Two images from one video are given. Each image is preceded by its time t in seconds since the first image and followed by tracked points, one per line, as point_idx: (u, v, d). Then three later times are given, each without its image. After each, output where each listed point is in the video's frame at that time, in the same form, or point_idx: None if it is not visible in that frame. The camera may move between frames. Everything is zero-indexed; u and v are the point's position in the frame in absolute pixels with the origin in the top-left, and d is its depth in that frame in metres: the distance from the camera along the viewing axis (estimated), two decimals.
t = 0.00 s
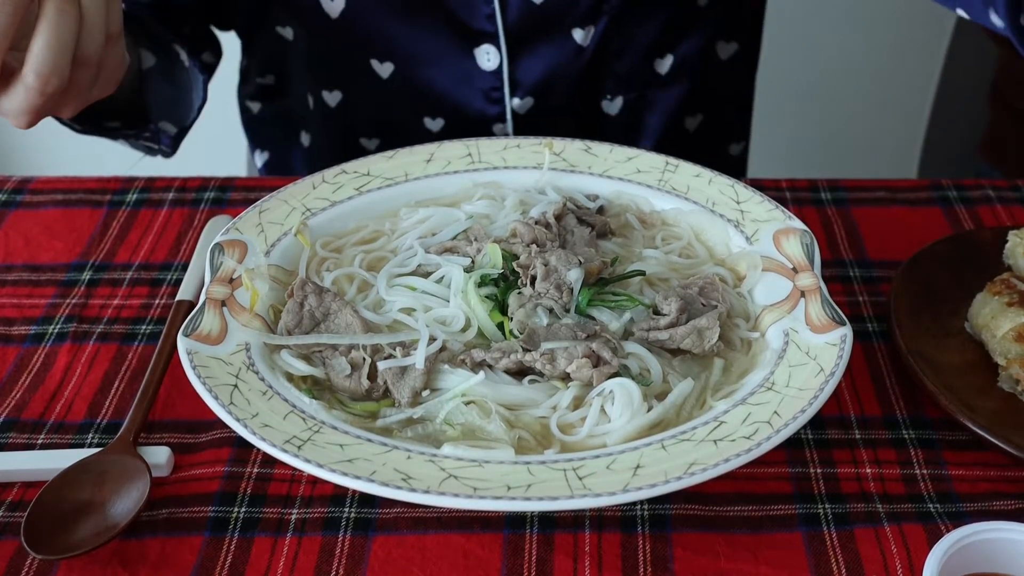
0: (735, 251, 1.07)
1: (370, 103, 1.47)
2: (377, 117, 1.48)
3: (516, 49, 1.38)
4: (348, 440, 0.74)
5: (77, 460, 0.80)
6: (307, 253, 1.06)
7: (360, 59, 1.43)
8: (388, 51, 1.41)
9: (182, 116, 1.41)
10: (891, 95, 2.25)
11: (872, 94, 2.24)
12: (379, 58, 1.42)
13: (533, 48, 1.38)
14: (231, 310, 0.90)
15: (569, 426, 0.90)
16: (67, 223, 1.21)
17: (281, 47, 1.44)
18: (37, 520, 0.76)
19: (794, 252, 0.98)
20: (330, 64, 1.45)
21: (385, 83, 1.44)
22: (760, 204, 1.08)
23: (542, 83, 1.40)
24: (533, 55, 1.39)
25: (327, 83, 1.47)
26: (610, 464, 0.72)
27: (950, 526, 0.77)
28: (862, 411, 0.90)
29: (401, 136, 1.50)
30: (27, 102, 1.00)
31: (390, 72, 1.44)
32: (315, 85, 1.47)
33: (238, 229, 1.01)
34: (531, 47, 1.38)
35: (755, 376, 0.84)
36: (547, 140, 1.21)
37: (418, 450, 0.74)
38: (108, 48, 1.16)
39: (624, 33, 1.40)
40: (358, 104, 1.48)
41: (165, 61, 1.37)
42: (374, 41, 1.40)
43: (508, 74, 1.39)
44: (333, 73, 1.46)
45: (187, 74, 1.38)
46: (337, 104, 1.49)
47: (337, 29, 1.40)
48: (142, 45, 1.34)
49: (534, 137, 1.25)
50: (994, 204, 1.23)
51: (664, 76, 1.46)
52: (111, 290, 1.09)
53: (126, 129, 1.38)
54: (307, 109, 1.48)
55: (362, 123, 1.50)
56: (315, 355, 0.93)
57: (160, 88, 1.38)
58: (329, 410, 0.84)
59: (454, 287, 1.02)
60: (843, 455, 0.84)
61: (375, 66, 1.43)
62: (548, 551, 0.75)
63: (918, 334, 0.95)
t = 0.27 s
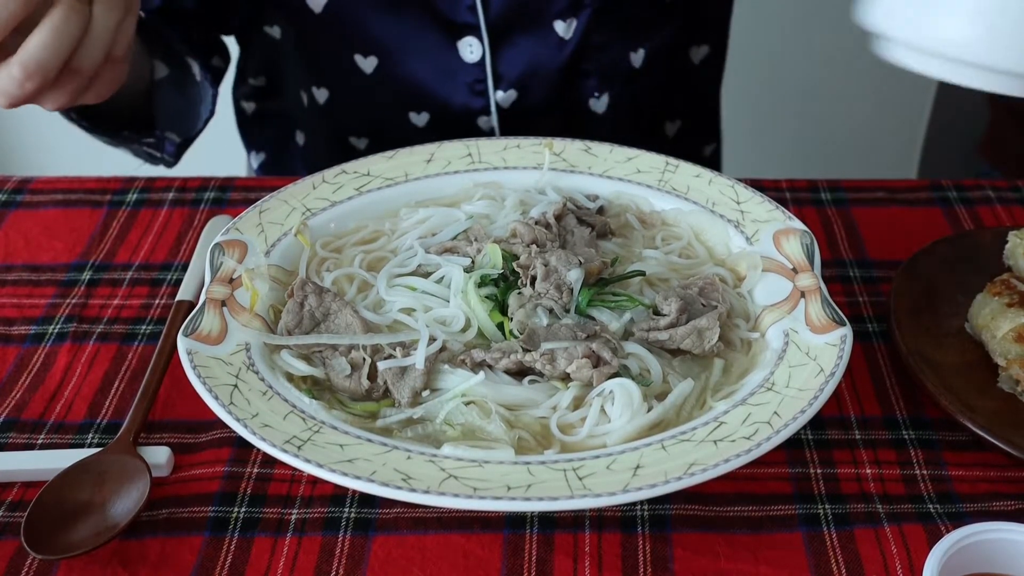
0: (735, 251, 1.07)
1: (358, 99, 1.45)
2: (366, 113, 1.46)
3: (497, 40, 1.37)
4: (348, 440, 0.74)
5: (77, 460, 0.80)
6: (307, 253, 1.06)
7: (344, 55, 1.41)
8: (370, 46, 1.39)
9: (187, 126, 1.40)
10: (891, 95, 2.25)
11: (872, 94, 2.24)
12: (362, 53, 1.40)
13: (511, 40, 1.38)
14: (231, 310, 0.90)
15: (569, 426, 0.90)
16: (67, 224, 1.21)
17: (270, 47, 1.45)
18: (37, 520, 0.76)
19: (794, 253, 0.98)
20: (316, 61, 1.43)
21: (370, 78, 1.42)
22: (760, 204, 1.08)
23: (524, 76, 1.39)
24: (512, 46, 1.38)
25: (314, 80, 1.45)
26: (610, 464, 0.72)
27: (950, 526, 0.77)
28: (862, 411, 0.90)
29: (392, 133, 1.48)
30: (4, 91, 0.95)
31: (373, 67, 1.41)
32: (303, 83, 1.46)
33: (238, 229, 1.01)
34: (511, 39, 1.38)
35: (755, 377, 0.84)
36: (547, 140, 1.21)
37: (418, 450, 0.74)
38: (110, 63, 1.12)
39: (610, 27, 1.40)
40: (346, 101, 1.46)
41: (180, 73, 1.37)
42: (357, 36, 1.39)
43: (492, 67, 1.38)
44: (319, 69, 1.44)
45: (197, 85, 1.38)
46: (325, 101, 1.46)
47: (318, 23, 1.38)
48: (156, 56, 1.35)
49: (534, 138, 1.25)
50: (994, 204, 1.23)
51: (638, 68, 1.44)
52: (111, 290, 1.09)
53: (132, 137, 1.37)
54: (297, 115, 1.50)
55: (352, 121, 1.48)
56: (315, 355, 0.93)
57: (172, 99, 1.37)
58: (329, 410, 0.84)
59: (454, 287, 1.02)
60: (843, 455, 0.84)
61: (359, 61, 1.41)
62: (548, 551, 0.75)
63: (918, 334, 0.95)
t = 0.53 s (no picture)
0: (735, 251, 1.07)
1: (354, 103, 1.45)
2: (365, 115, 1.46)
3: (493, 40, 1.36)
4: (348, 440, 0.74)
5: (77, 460, 0.80)
6: (307, 253, 1.06)
7: (341, 57, 1.41)
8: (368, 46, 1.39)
9: (215, 125, 1.42)
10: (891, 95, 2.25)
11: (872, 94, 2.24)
12: (359, 53, 1.40)
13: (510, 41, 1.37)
14: (231, 310, 0.90)
15: (569, 426, 0.90)
16: (67, 224, 1.21)
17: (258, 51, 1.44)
18: (37, 520, 0.76)
19: (794, 252, 0.98)
20: (312, 64, 1.43)
21: (367, 79, 1.42)
22: (760, 204, 1.08)
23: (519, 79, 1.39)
24: (509, 47, 1.37)
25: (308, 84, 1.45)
26: (610, 464, 0.72)
27: (950, 526, 0.77)
28: (862, 411, 0.90)
29: (392, 134, 1.48)
30: (12, 45, 0.91)
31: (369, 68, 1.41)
32: (297, 86, 1.46)
33: (238, 229, 1.01)
34: (510, 41, 1.36)
35: (755, 376, 0.84)
36: (547, 140, 1.21)
37: (418, 450, 0.74)
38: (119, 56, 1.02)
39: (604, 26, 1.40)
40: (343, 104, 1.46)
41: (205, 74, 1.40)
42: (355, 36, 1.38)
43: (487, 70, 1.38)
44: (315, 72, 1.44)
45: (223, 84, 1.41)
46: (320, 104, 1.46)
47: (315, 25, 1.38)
48: (181, 58, 1.38)
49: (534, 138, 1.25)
50: (994, 204, 1.23)
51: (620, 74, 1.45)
52: (111, 290, 1.09)
53: (156, 133, 1.36)
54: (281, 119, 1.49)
55: (349, 122, 1.47)
56: (315, 355, 0.93)
57: (195, 101, 1.40)
58: (329, 410, 0.84)
59: (454, 287, 1.02)
60: (843, 455, 0.84)
61: (355, 61, 1.41)
62: (548, 551, 0.75)
63: (918, 334, 0.95)
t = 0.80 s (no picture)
0: (735, 251, 1.07)
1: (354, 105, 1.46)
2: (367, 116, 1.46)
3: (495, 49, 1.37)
4: (348, 440, 0.74)
5: (77, 460, 0.80)
6: (307, 253, 1.06)
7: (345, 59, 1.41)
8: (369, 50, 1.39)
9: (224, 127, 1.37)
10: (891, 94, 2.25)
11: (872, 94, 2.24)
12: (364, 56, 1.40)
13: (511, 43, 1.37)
14: (231, 310, 0.90)
15: (569, 426, 0.90)
16: (67, 224, 1.21)
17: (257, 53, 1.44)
18: (37, 520, 0.76)
19: (794, 253, 0.98)
20: (312, 66, 1.43)
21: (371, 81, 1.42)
22: (760, 204, 1.08)
23: (521, 87, 1.40)
24: (510, 56, 1.38)
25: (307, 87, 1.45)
26: (610, 464, 0.72)
27: (950, 526, 0.77)
28: (862, 411, 0.90)
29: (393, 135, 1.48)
30: None
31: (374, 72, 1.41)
32: (298, 88, 1.45)
33: (238, 229, 1.01)
34: (510, 50, 1.37)
35: (755, 376, 0.84)
36: (547, 140, 1.21)
37: (418, 450, 0.74)
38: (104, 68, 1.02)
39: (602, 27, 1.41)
40: (342, 106, 1.46)
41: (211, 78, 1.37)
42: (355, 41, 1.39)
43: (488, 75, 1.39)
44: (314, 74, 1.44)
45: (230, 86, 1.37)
46: (318, 106, 1.46)
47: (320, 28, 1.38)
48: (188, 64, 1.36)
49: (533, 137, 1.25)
50: (994, 204, 1.23)
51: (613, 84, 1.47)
52: (111, 290, 1.09)
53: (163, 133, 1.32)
54: (276, 120, 1.49)
55: (351, 122, 1.48)
56: (315, 355, 0.93)
57: (201, 105, 1.37)
58: (329, 410, 0.84)
59: (454, 287, 1.02)
60: (843, 455, 0.84)
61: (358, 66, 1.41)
62: (548, 551, 0.75)
63: (918, 334, 0.95)
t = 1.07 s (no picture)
0: (735, 251, 1.07)
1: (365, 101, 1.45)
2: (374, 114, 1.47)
3: (507, 56, 1.37)
4: (348, 440, 0.74)
5: (77, 460, 0.80)
6: (307, 253, 1.06)
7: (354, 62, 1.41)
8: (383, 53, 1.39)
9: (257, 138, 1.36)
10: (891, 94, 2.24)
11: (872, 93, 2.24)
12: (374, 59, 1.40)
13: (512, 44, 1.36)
14: (231, 310, 0.90)
15: (569, 426, 0.90)
16: (67, 224, 1.21)
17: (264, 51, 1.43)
18: (36, 520, 0.76)
19: (794, 253, 0.98)
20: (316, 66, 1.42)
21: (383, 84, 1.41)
22: (760, 204, 1.08)
23: (532, 93, 1.40)
24: (522, 66, 1.38)
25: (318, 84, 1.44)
26: (610, 464, 0.72)
27: (950, 526, 0.77)
28: (862, 411, 0.90)
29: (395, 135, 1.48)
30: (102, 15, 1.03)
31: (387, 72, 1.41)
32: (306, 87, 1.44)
33: (238, 229, 1.01)
34: (523, 57, 1.38)
35: (755, 376, 0.84)
36: (547, 140, 1.21)
37: (418, 450, 0.74)
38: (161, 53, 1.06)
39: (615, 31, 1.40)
40: (353, 103, 1.46)
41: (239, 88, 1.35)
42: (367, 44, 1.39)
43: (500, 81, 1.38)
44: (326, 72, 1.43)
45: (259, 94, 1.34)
46: (330, 103, 1.46)
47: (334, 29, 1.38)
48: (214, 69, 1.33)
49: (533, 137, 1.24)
50: (994, 204, 1.23)
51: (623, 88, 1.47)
52: (111, 290, 1.09)
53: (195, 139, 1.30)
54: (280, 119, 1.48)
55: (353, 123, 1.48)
56: (315, 355, 0.93)
57: (226, 113, 1.34)
58: (329, 410, 0.84)
59: (454, 287, 1.02)
60: (843, 455, 0.84)
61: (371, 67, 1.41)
62: (548, 551, 0.75)
63: (918, 334, 0.95)
